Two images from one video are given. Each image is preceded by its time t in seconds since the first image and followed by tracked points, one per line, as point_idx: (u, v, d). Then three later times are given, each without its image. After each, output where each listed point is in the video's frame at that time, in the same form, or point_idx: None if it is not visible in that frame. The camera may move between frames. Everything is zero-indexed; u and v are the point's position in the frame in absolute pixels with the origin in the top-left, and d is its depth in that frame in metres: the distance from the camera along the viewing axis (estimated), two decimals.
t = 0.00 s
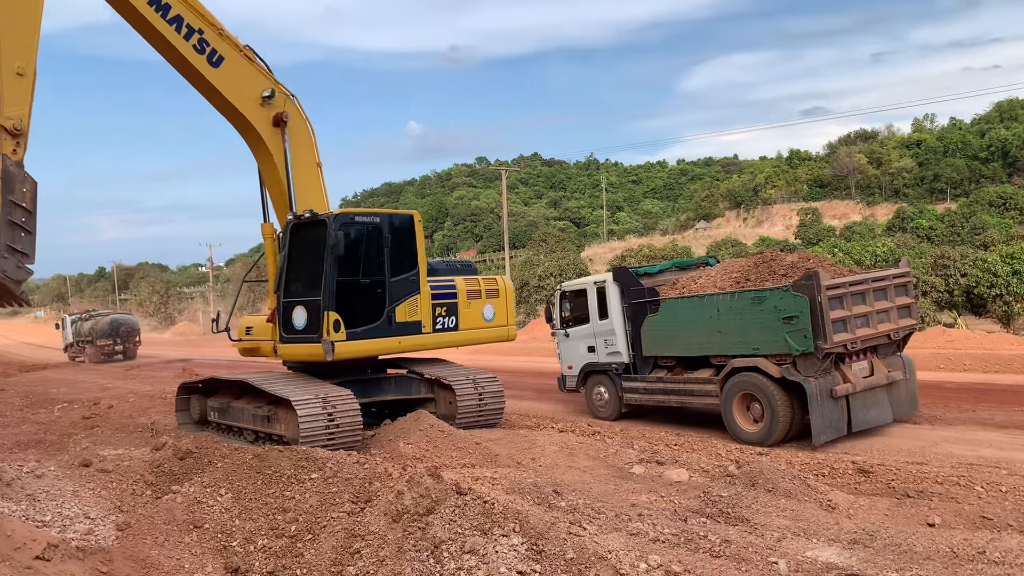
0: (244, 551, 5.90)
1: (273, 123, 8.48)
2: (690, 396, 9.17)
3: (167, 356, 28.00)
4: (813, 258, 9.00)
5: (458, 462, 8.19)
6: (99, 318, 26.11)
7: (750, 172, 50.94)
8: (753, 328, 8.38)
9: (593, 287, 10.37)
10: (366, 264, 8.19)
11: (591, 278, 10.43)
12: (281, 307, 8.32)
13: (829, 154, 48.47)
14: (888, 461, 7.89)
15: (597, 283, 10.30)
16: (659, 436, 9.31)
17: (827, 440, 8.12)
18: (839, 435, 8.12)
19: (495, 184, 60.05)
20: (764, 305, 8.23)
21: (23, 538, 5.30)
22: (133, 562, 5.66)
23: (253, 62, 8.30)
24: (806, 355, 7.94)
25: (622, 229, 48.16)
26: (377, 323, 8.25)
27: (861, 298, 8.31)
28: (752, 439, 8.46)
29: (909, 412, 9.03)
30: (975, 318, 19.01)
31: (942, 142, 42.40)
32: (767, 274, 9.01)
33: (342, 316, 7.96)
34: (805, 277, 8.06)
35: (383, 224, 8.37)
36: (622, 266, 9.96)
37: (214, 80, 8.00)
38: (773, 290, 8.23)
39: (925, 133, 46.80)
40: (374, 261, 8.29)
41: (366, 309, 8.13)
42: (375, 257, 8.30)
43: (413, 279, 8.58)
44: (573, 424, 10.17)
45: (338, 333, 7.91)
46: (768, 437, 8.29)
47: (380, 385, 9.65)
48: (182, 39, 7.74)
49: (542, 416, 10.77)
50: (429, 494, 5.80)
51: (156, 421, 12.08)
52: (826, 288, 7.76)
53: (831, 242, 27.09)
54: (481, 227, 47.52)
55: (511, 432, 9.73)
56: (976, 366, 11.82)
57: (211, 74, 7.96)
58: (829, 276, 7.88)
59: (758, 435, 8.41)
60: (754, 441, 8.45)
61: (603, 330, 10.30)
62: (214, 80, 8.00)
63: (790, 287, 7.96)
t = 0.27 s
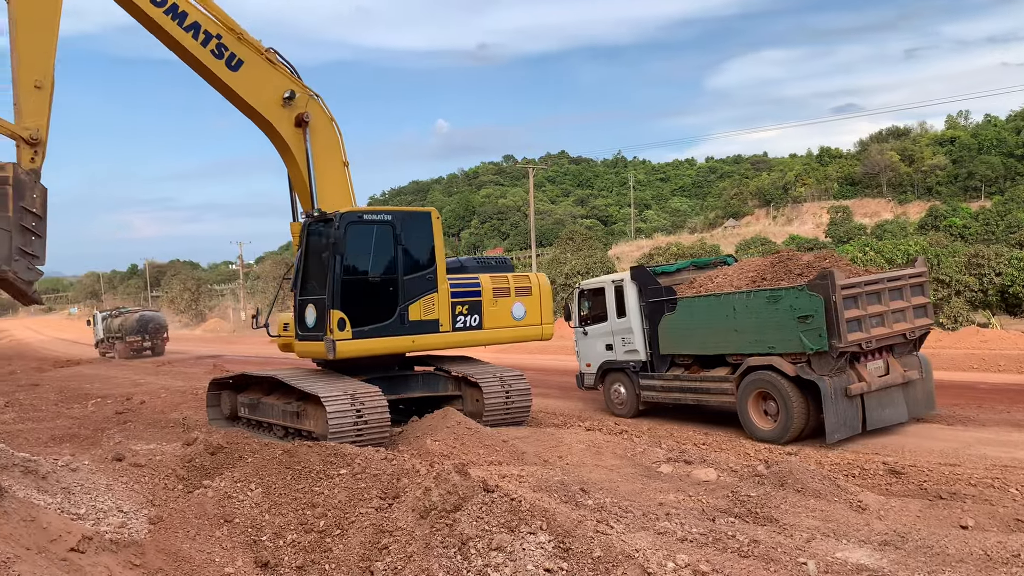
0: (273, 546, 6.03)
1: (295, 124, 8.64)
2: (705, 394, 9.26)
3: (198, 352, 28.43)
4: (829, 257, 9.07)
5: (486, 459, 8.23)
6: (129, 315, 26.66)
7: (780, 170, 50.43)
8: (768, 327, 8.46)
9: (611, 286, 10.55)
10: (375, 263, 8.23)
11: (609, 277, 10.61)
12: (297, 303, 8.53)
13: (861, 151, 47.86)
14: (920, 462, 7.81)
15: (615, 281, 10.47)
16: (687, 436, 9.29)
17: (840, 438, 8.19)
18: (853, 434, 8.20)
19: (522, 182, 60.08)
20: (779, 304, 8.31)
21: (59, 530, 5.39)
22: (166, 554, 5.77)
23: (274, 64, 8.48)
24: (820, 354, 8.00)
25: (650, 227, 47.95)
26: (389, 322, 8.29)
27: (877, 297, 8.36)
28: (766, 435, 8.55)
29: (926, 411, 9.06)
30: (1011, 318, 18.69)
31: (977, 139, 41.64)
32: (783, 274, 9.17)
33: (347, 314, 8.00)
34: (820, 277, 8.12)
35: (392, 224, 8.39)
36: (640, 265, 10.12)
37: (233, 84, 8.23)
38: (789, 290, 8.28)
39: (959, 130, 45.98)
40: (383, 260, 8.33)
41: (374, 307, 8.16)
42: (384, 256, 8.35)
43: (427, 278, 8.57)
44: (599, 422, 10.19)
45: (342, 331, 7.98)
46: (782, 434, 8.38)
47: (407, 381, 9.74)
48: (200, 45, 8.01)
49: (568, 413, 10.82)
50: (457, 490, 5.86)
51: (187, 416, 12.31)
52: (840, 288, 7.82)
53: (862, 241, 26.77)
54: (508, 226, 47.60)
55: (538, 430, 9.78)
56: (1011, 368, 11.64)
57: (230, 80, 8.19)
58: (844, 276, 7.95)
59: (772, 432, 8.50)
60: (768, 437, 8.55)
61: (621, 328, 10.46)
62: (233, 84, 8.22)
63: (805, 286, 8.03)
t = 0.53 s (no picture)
0: (297, 541, 6.12)
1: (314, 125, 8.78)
2: (714, 391, 9.45)
3: (221, 348, 28.75)
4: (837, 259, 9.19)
5: (508, 457, 8.27)
6: (151, 312, 27.08)
7: (805, 168, 49.92)
8: (776, 326, 8.64)
9: (623, 285, 10.79)
10: (378, 262, 8.34)
11: (621, 277, 10.85)
12: (307, 303, 8.73)
13: (888, 149, 47.24)
14: (947, 463, 7.73)
15: (627, 280, 10.71)
16: (709, 435, 9.26)
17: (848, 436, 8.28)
18: (861, 431, 8.29)
19: (544, 180, 60.03)
20: (787, 304, 8.49)
21: (86, 523, 5.49)
22: (191, 549, 5.87)
23: (293, 66, 8.67)
24: (827, 352, 8.16)
25: (673, 226, 47.70)
26: (394, 321, 8.35)
27: (884, 297, 8.46)
28: (774, 433, 8.66)
29: (935, 410, 9.13)
30: None
31: (1008, 137, 40.93)
32: (791, 273, 9.27)
33: (347, 313, 8.13)
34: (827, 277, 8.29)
35: (396, 223, 8.48)
36: (652, 265, 10.37)
37: (251, 88, 8.48)
38: (797, 289, 8.46)
39: (990, 127, 45.22)
40: (388, 259, 8.42)
41: (378, 306, 8.25)
42: (388, 256, 8.44)
43: (435, 278, 8.60)
44: (621, 421, 10.20)
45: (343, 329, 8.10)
46: (790, 432, 8.49)
47: (429, 379, 9.81)
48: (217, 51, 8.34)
49: (590, 412, 10.85)
50: (479, 488, 5.91)
51: (212, 412, 12.50)
52: (846, 287, 7.96)
53: (889, 240, 26.49)
54: (530, 224, 47.60)
55: (560, 428, 9.81)
56: None
57: (248, 84, 8.45)
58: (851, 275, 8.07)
59: (779, 430, 8.61)
60: (776, 435, 8.67)
61: (633, 326, 10.70)
62: (251, 88, 8.47)
63: (812, 286, 8.21)
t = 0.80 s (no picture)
0: (315, 538, 6.18)
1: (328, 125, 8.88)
2: (716, 389, 9.66)
3: (240, 346, 29.01)
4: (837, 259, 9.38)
5: (525, 455, 8.30)
6: (169, 310, 27.42)
7: (825, 167, 49.50)
8: (777, 325, 8.84)
9: (628, 284, 11.01)
10: (376, 261, 8.43)
11: (626, 276, 11.06)
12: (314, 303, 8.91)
13: (909, 147, 46.71)
14: (968, 464, 7.67)
15: (632, 280, 10.92)
16: (726, 434, 9.24)
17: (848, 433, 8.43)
18: (860, 429, 8.43)
19: (562, 179, 59.98)
20: (788, 303, 8.68)
21: (107, 519, 5.57)
22: (210, 545, 5.95)
23: (309, 69, 8.83)
24: (826, 350, 8.34)
25: (692, 225, 47.47)
26: (395, 319, 8.44)
27: (883, 297, 8.63)
28: (775, 430, 8.84)
29: (934, 408, 9.26)
30: None
31: None
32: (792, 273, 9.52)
33: (346, 312, 8.28)
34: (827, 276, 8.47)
35: (395, 222, 8.53)
36: (656, 265, 10.59)
37: (266, 91, 8.76)
38: (797, 288, 8.66)
39: (1014, 125, 44.59)
40: (386, 258, 8.49)
41: (378, 305, 8.35)
42: (387, 255, 8.51)
43: (437, 277, 8.61)
44: (638, 420, 10.21)
45: (342, 327, 8.26)
46: (790, 429, 8.66)
47: (446, 377, 9.85)
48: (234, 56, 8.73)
49: (606, 411, 10.87)
50: (496, 486, 5.94)
51: (231, 409, 12.64)
52: (845, 286, 8.14)
53: (909, 239, 26.25)
54: (547, 223, 47.57)
55: (577, 426, 9.84)
56: None
57: (264, 87, 8.74)
58: (850, 275, 8.24)
59: (780, 427, 8.79)
60: (777, 433, 8.84)
61: (637, 325, 10.90)
62: (266, 91, 8.76)
63: (812, 285, 8.40)
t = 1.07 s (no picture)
0: (327, 536, 6.23)
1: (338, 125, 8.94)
2: (712, 386, 9.83)
3: (253, 344, 29.17)
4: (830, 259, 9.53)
5: (537, 454, 8.31)
6: (180, 308, 27.65)
7: (840, 165, 49.19)
8: (771, 323, 8.94)
9: (627, 283, 11.17)
10: (369, 260, 8.46)
11: (626, 275, 11.22)
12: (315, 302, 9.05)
13: (924, 145, 46.34)
14: (983, 464, 7.62)
15: (631, 278, 11.07)
16: (738, 433, 9.21)
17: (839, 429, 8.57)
18: (851, 425, 8.58)
19: (574, 177, 59.93)
20: (781, 302, 8.77)
21: (122, 515, 5.63)
22: (224, 542, 6.01)
23: (320, 71, 8.93)
24: (818, 348, 8.43)
25: (704, 223, 47.32)
26: (390, 318, 8.46)
27: (875, 296, 8.76)
28: (769, 426, 8.99)
29: (925, 405, 9.41)
30: None
31: None
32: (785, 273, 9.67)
33: (340, 310, 8.37)
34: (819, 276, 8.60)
35: (390, 221, 8.53)
36: (654, 264, 10.75)
37: (278, 92, 8.92)
38: (791, 287, 8.74)
39: None
40: (381, 257, 8.51)
41: (373, 304, 8.40)
42: (381, 254, 8.52)
43: (433, 276, 8.58)
44: (650, 419, 10.20)
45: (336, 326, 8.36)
46: (783, 425, 8.80)
47: (458, 376, 9.89)
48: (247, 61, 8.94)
49: (617, 410, 10.88)
50: (508, 485, 5.96)
51: (244, 407, 12.74)
52: (837, 286, 8.27)
53: (924, 238, 26.08)
54: (560, 221, 47.55)
55: (588, 425, 9.85)
56: None
57: (276, 90, 8.92)
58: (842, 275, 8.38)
59: (773, 423, 8.94)
60: (770, 428, 8.99)
61: (636, 323, 11.06)
62: (277, 92, 8.93)
63: (804, 284, 8.50)
